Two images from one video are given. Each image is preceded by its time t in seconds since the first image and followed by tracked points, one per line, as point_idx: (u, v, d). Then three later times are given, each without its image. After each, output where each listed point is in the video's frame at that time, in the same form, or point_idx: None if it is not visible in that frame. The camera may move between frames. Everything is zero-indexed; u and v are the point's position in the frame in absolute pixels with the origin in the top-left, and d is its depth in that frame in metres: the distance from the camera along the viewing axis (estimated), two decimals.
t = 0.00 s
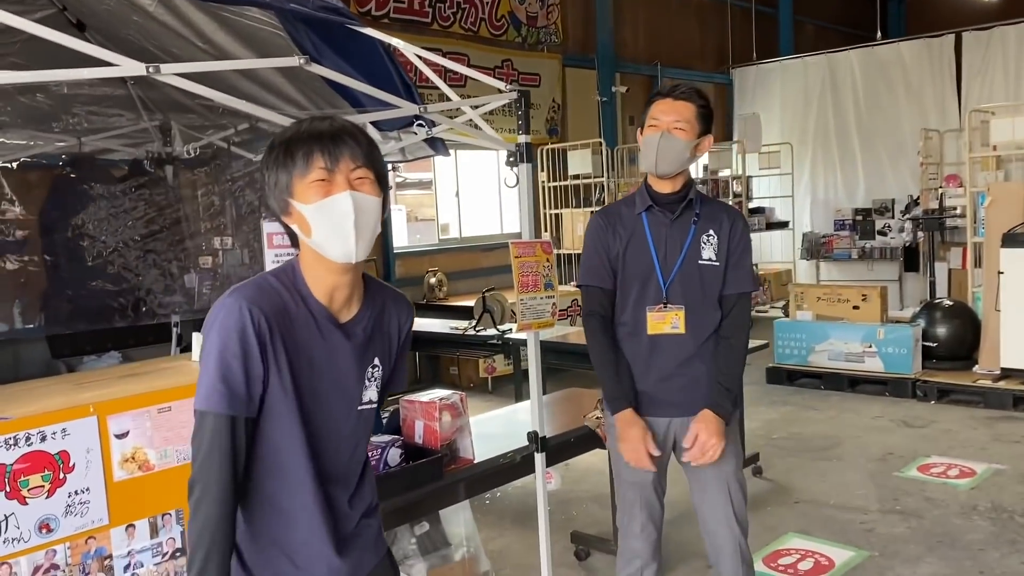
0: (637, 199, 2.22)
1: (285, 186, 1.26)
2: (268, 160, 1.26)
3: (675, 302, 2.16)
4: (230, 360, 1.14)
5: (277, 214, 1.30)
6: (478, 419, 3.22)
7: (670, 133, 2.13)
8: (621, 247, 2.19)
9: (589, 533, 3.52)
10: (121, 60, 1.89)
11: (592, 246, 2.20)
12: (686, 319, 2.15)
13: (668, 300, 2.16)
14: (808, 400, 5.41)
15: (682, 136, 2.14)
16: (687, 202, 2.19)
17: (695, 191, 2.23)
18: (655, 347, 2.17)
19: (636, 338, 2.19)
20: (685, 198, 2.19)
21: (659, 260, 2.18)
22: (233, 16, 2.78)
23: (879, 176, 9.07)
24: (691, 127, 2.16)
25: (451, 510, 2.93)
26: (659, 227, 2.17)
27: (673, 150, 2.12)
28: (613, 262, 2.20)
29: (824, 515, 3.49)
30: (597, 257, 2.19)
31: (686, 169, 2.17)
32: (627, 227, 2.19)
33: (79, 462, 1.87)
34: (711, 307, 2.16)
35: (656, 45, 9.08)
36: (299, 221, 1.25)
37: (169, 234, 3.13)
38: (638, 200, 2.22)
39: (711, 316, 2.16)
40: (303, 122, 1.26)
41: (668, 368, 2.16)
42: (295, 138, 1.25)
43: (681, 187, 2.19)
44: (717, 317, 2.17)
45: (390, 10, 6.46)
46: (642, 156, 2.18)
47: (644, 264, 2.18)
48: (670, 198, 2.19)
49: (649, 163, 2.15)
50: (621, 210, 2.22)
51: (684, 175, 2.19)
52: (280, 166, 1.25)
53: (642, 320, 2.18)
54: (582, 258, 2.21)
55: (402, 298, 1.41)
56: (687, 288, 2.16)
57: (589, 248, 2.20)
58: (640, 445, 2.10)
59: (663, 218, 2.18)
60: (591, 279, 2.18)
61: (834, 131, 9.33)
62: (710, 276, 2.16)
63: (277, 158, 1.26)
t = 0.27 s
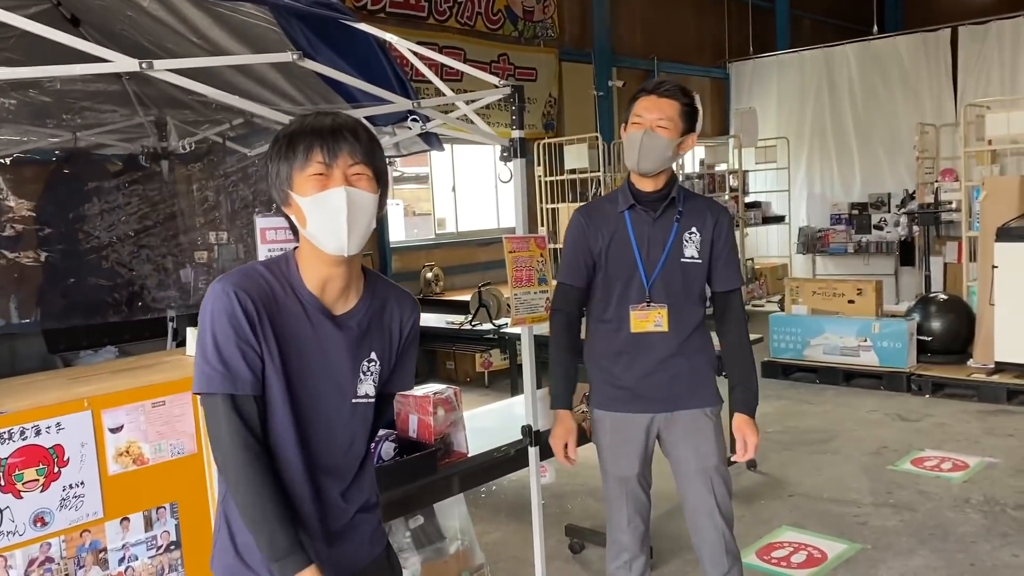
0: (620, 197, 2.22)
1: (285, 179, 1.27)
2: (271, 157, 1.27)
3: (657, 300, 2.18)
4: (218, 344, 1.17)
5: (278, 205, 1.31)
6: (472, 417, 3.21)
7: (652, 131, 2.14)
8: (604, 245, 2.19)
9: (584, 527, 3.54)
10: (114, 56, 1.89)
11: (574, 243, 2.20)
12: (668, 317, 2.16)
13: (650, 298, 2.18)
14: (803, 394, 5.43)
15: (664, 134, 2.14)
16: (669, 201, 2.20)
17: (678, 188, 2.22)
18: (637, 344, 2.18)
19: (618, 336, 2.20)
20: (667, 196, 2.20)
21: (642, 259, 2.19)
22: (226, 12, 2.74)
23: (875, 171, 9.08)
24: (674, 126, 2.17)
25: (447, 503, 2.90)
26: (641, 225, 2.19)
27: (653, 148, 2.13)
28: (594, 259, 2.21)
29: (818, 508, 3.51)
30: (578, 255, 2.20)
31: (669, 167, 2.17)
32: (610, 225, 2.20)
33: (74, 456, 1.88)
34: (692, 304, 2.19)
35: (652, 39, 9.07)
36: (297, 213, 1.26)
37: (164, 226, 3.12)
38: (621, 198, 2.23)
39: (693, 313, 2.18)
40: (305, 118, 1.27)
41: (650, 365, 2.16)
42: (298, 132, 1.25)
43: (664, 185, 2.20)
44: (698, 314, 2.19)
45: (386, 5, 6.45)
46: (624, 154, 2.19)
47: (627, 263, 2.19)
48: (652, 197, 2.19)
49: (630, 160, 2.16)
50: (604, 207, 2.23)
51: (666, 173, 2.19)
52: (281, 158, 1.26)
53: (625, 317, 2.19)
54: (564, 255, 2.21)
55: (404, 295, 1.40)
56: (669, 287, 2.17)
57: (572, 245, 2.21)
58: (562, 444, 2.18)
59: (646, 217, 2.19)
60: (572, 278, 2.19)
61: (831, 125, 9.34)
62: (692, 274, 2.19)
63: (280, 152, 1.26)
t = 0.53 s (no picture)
0: (612, 194, 2.24)
1: (259, 164, 1.29)
2: (248, 139, 1.29)
3: (648, 297, 2.19)
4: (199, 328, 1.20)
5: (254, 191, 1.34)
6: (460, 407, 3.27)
7: (649, 131, 2.15)
8: (595, 243, 2.21)
9: (574, 522, 3.56)
10: (106, 51, 1.92)
11: (564, 241, 2.24)
12: (658, 313, 2.18)
13: (640, 295, 2.19)
14: (800, 394, 5.44)
15: (661, 133, 2.16)
16: (660, 199, 2.22)
17: (669, 186, 2.25)
18: (629, 340, 2.19)
19: (609, 332, 2.22)
20: (659, 194, 2.22)
21: (633, 256, 2.20)
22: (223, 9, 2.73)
23: (878, 173, 9.07)
24: (671, 126, 2.17)
25: (436, 496, 2.89)
26: (632, 223, 2.20)
27: (649, 148, 2.14)
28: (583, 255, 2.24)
29: (808, 507, 3.52)
30: (566, 253, 2.23)
31: (662, 166, 2.19)
32: (599, 222, 2.22)
33: (62, 443, 1.92)
34: (682, 301, 2.21)
35: (656, 39, 9.09)
36: (271, 200, 1.28)
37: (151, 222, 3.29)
38: (612, 195, 2.24)
39: (683, 309, 2.20)
40: (279, 105, 1.29)
41: (641, 361, 2.18)
42: (272, 120, 1.28)
43: (656, 183, 2.22)
44: (688, 309, 2.21)
45: (389, 3, 6.47)
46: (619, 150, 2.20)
47: (618, 260, 2.21)
48: (643, 195, 2.22)
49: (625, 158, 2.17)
50: (595, 203, 2.24)
51: (659, 172, 2.21)
52: (256, 147, 1.28)
53: (617, 314, 2.21)
54: (553, 252, 2.25)
55: (381, 278, 1.43)
56: (659, 283, 2.19)
57: (563, 242, 2.24)
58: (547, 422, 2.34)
59: (637, 214, 2.20)
60: (563, 272, 2.24)
61: (834, 127, 9.33)
62: (683, 270, 2.20)
63: (257, 141, 1.28)
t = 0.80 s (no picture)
0: (615, 195, 2.27)
1: (228, 161, 1.34)
2: (213, 134, 1.34)
3: (651, 297, 2.21)
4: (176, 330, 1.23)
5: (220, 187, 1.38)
6: (450, 407, 3.31)
7: (657, 132, 2.16)
8: (600, 243, 2.25)
9: (567, 521, 3.58)
10: (98, 52, 1.97)
11: (571, 241, 2.31)
12: (661, 314, 2.19)
13: (645, 295, 2.21)
14: (800, 398, 5.44)
15: (667, 135, 2.17)
16: (664, 200, 2.25)
17: (673, 187, 2.28)
18: (633, 339, 2.21)
19: (615, 331, 2.24)
20: (662, 195, 2.25)
21: (637, 257, 2.23)
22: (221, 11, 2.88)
23: (885, 177, 9.06)
24: (676, 128, 2.20)
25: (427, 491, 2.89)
26: (636, 223, 2.23)
27: (657, 150, 2.15)
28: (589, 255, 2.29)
29: (801, 509, 3.53)
30: (573, 252, 2.32)
31: (667, 167, 2.21)
32: (603, 222, 2.25)
33: (53, 434, 1.96)
34: (686, 300, 2.22)
35: (664, 42, 9.10)
36: (242, 197, 1.33)
37: (143, 220, 3.37)
38: (616, 196, 2.27)
39: (686, 308, 2.22)
40: (244, 103, 1.34)
41: (646, 360, 2.19)
42: (237, 118, 1.33)
43: (659, 184, 2.25)
44: (691, 309, 2.23)
45: (396, 5, 6.52)
46: (626, 150, 2.21)
47: (623, 260, 2.23)
48: (648, 196, 2.24)
49: (633, 159, 2.18)
50: (598, 205, 2.28)
51: (663, 173, 2.24)
52: (224, 146, 1.33)
53: (621, 314, 2.23)
54: (562, 250, 2.33)
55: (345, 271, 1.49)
56: (663, 284, 2.21)
57: (569, 245, 2.32)
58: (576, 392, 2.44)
59: (642, 215, 2.23)
60: (571, 270, 2.34)
61: (842, 131, 9.31)
62: (686, 271, 2.23)
63: (220, 136, 1.34)
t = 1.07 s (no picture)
0: (638, 198, 2.28)
1: (208, 161, 1.38)
2: (190, 135, 1.38)
3: (675, 298, 2.22)
4: (168, 334, 1.26)
5: (204, 188, 1.43)
6: (453, 407, 3.32)
7: (681, 135, 2.18)
8: (624, 245, 2.27)
9: (571, 521, 3.60)
10: (107, 56, 2.01)
11: (597, 243, 2.33)
12: (685, 314, 2.20)
13: (668, 297, 2.22)
14: (808, 401, 5.43)
15: (691, 138, 2.19)
16: (686, 202, 2.26)
17: (695, 188, 2.29)
18: (657, 340, 2.22)
19: (640, 333, 2.24)
20: (684, 198, 2.26)
21: (660, 258, 2.24)
22: (232, 16, 2.95)
23: (897, 180, 9.03)
24: (700, 131, 2.21)
25: (431, 490, 2.89)
26: (658, 225, 2.24)
27: (681, 153, 2.16)
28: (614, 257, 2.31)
29: (806, 511, 3.53)
30: (601, 253, 2.34)
31: (690, 170, 2.22)
32: (627, 224, 2.27)
33: (62, 429, 2.01)
34: (709, 301, 2.23)
35: (674, 46, 9.11)
36: (226, 196, 1.37)
37: (152, 219, 3.40)
38: (639, 199, 2.28)
39: (710, 309, 2.23)
40: (219, 102, 1.38)
41: (670, 360, 2.20)
42: (212, 118, 1.37)
43: (682, 186, 2.26)
44: (715, 310, 2.23)
45: (407, 9, 6.58)
46: (650, 153, 2.21)
47: (646, 262, 2.25)
48: (671, 198, 2.26)
49: (657, 162, 2.19)
50: (621, 209, 2.29)
51: (686, 175, 2.25)
52: (203, 146, 1.37)
53: (645, 315, 2.24)
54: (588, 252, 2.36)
55: (336, 265, 1.54)
56: (686, 285, 2.22)
57: (596, 248, 2.34)
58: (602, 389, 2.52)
59: (664, 217, 2.24)
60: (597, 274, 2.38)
61: (853, 134, 9.29)
62: (709, 273, 2.24)
63: (197, 136, 1.38)
